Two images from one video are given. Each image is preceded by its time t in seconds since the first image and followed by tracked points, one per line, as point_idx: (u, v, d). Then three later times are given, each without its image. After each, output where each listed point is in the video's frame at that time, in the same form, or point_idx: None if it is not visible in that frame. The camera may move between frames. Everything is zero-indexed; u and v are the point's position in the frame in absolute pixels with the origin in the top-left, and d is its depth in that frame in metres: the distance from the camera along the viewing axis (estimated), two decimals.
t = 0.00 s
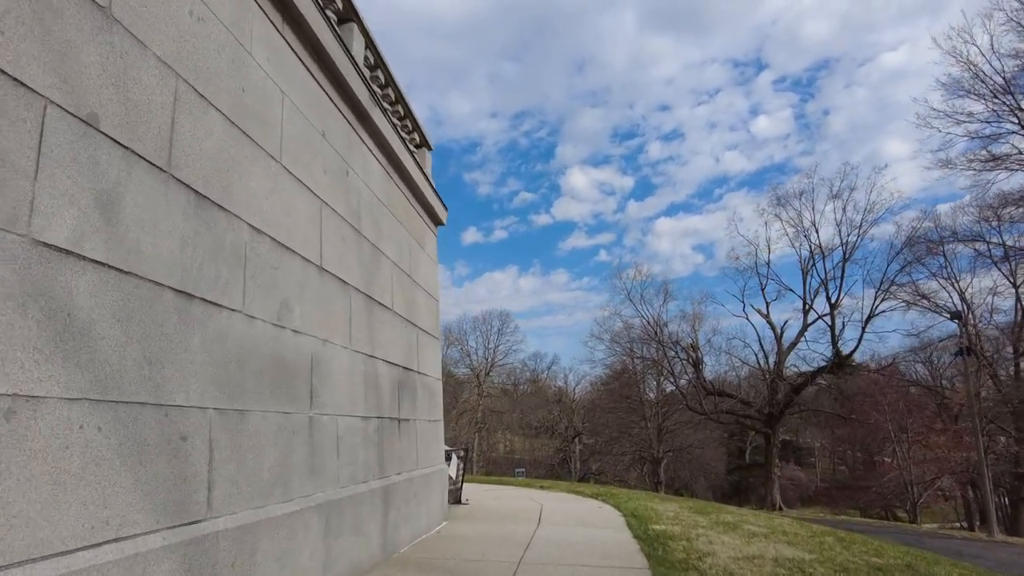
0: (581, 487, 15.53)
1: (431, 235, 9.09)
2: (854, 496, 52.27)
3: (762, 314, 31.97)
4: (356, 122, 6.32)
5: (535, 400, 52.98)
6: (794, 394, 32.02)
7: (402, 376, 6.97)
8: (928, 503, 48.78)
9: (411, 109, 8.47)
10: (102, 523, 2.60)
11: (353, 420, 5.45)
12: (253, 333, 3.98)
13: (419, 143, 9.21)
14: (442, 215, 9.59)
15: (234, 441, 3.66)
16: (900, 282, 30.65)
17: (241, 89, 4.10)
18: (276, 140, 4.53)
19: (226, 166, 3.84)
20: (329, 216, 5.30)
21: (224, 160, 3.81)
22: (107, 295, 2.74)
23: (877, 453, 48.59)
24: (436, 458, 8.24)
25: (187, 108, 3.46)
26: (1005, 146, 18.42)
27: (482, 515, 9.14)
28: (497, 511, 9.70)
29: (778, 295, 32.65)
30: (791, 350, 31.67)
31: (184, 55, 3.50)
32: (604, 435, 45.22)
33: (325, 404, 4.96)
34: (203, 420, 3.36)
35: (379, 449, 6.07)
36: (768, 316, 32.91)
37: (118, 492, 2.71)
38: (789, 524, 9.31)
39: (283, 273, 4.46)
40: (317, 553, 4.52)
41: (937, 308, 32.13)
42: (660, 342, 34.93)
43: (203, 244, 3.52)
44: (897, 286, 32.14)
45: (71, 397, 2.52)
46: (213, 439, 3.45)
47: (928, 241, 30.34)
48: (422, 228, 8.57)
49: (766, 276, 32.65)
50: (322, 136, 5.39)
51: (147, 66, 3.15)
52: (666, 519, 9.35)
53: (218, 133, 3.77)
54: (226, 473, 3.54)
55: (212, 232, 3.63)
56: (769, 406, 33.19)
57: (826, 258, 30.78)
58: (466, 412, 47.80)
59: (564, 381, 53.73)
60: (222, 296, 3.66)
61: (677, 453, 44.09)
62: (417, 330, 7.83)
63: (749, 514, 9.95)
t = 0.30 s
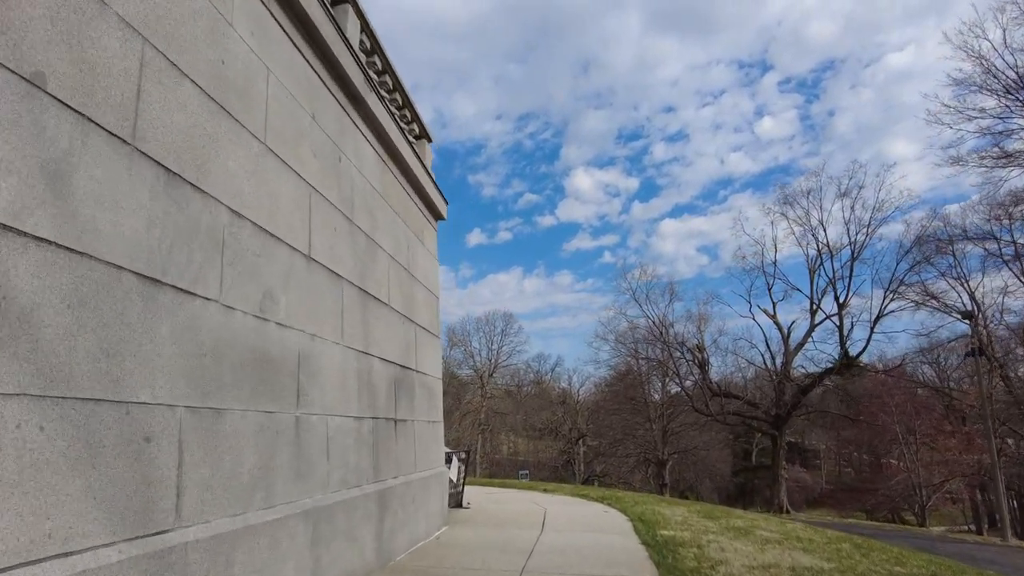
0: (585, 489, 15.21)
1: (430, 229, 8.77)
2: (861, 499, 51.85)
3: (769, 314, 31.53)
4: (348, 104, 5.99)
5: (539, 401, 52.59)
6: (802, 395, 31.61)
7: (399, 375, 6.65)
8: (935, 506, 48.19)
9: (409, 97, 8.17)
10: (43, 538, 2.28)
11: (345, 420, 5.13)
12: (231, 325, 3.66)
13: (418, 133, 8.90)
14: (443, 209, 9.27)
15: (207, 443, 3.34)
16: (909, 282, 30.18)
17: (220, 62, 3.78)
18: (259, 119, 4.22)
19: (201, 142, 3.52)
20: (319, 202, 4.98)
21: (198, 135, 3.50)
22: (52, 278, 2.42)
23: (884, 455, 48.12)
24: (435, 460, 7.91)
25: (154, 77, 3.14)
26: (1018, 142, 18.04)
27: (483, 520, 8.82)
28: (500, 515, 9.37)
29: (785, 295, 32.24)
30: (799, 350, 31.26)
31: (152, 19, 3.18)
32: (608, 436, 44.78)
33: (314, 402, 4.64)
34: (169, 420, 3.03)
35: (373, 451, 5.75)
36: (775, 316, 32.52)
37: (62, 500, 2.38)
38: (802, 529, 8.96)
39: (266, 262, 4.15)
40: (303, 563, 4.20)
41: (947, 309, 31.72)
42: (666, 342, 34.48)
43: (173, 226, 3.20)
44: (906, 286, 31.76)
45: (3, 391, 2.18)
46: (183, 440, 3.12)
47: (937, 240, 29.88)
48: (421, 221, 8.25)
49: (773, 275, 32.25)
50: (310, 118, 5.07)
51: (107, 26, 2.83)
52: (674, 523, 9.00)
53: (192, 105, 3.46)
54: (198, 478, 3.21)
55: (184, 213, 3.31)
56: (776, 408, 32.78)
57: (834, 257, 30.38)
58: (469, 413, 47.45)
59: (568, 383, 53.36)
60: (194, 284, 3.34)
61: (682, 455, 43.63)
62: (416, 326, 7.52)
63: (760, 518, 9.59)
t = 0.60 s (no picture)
0: (585, 493, 14.89)
1: (426, 223, 8.46)
2: (863, 502, 51.48)
3: (771, 315, 31.24)
4: (337, 87, 5.69)
5: (539, 402, 52.24)
6: (805, 397, 31.27)
7: (391, 374, 6.34)
8: (939, 509, 47.79)
9: (404, 86, 7.88)
10: None
11: (330, 421, 4.82)
12: (199, 317, 3.34)
13: (413, 125, 8.61)
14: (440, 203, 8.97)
15: (169, 446, 3.01)
16: (913, 283, 29.85)
17: (191, 32, 3.49)
18: (236, 97, 3.92)
19: (166, 115, 3.22)
20: (303, 189, 4.69)
21: (163, 108, 3.20)
22: None
23: (887, 457, 47.74)
24: (430, 462, 7.61)
25: (112, 41, 2.84)
26: None
27: (481, 525, 8.50)
28: (498, 519, 9.08)
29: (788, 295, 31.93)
30: (802, 352, 30.94)
31: None
32: (609, 438, 44.39)
33: (295, 402, 4.33)
34: (123, 420, 2.71)
35: (362, 453, 5.43)
36: (777, 317, 32.21)
37: None
38: (812, 535, 8.63)
39: (242, 250, 3.84)
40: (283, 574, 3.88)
41: (952, 309, 31.38)
42: (667, 342, 34.14)
43: (130, 205, 2.89)
44: (910, 286, 31.47)
45: None
46: (139, 442, 2.79)
47: (942, 241, 29.53)
48: (416, 215, 7.94)
49: (775, 275, 31.96)
50: (294, 98, 4.76)
51: None
52: (679, 529, 8.68)
53: (156, 76, 3.15)
54: (158, 485, 2.88)
55: (146, 192, 3.00)
56: (779, 409, 32.45)
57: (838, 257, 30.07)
58: (469, 414, 47.15)
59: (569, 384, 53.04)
60: (156, 270, 3.02)
61: (683, 457, 43.25)
62: (411, 323, 7.21)
63: (766, 523, 9.29)
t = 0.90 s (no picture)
0: (583, 495, 14.55)
1: (418, 216, 8.12)
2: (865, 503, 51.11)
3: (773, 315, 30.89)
4: (318, 66, 5.36)
5: (538, 404, 51.88)
6: (807, 398, 30.90)
7: (377, 371, 6.00)
8: (941, 511, 47.41)
9: (393, 71, 7.56)
10: None
11: (306, 420, 4.49)
12: (152, 304, 3.01)
13: (403, 114, 8.29)
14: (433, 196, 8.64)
15: (113, 447, 2.67)
16: (916, 282, 29.50)
17: None
18: (200, 67, 3.58)
19: (112, 79, 2.85)
20: (275, 171, 4.36)
21: (109, 70, 2.83)
22: None
23: (889, 459, 47.37)
24: (420, 464, 7.26)
25: None
26: None
27: (474, 529, 8.17)
28: (493, 523, 8.73)
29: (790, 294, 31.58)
30: (803, 352, 30.63)
31: None
32: (609, 439, 43.99)
33: (266, 401, 4.01)
34: (51, 419, 2.37)
35: (343, 455, 5.10)
36: (779, 316, 31.86)
37: None
38: (819, 541, 8.29)
39: (206, 233, 3.51)
40: None
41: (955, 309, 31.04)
42: (667, 342, 33.77)
43: (66, 175, 2.56)
44: (913, 286, 31.15)
45: None
46: (72, 444, 2.46)
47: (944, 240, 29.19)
48: (407, 206, 7.61)
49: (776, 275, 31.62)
50: (268, 74, 4.44)
51: None
52: (681, 534, 8.33)
53: (100, 32, 2.81)
54: (97, 492, 2.55)
55: (85, 161, 2.65)
56: (780, 410, 32.09)
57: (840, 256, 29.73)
58: (468, 415, 46.85)
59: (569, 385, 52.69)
60: (98, 250, 2.68)
61: (683, 458, 42.93)
62: (400, 319, 6.88)
63: (771, 528, 8.95)
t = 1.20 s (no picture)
0: (585, 498, 14.21)
1: (413, 210, 7.81)
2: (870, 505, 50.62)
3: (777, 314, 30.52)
4: (304, 46, 5.06)
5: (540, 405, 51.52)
6: (813, 398, 30.49)
7: (368, 371, 5.68)
8: (948, 513, 46.90)
9: (387, 58, 7.27)
10: None
11: (287, 422, 4.17)
12: (103, 294, 2.68)
13: (398, 104, 8.01)
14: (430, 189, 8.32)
15: (52, 455, 2.34)
16: (923, 281, 29.08)
17: None
18: (165, 36, 3.28)
19: (53, 40, 2.53)
20: (252, 153, 4.05)
21: (50, 28, 2.52)
22: None
23: (894, 460, 46.91)
24: (416, 468, 6.95)
25: None
26: None
27: (473, 536, 7.83)
28: (492, 530, 8.40)
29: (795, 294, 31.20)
30: (809, 352, 30.23)
31: None
32: (612, 440, 43.52)
33: (242, 402, 3.69)
34: None
35: (330, 460, 4.77)
36: (784, 316, 31.51)
37: None
38: (832, 547, 7.94)
39: (171, 217, 3.20)
40: None
41: (962, 308, 30.65)
42: (671, 342, 33.38)
43: None
44: (920, 285, 30.79)
45: None
46: None
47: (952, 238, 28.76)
48: (401, 198, 7.29)
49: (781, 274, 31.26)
50: (246, 51, 4.13)
51: None
52: (688, 540, 7.97)
53: None
54: (29, 505, 2.23)
55: (15, 125, 2.33)
56: (785, 411, 31.70)
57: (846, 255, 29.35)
58: (469, 417, 46.55)
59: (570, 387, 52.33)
60: (31, 229, 2.34)
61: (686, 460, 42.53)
62: (395, 316, 6.56)
63: (780, 534, 8.62)
